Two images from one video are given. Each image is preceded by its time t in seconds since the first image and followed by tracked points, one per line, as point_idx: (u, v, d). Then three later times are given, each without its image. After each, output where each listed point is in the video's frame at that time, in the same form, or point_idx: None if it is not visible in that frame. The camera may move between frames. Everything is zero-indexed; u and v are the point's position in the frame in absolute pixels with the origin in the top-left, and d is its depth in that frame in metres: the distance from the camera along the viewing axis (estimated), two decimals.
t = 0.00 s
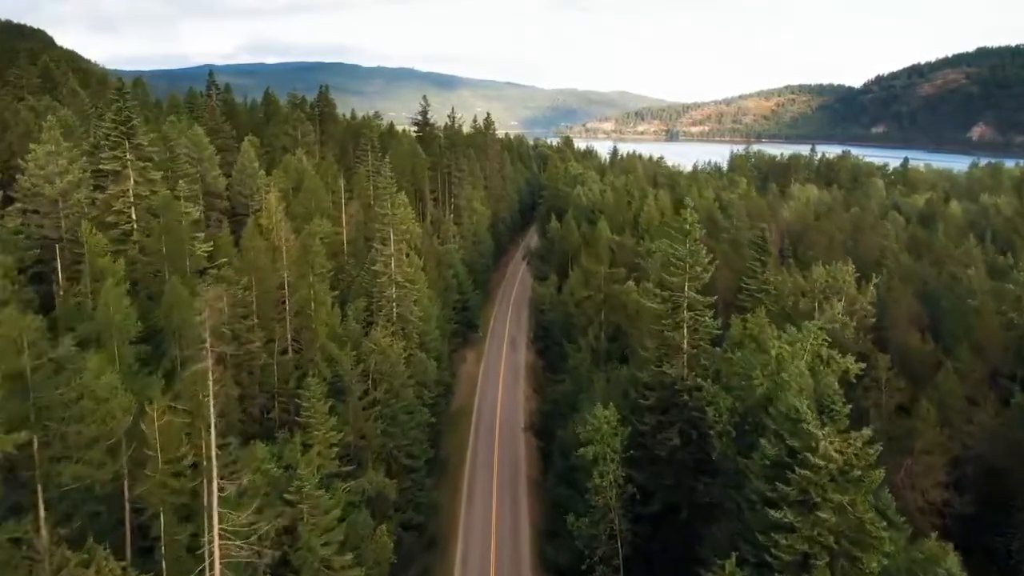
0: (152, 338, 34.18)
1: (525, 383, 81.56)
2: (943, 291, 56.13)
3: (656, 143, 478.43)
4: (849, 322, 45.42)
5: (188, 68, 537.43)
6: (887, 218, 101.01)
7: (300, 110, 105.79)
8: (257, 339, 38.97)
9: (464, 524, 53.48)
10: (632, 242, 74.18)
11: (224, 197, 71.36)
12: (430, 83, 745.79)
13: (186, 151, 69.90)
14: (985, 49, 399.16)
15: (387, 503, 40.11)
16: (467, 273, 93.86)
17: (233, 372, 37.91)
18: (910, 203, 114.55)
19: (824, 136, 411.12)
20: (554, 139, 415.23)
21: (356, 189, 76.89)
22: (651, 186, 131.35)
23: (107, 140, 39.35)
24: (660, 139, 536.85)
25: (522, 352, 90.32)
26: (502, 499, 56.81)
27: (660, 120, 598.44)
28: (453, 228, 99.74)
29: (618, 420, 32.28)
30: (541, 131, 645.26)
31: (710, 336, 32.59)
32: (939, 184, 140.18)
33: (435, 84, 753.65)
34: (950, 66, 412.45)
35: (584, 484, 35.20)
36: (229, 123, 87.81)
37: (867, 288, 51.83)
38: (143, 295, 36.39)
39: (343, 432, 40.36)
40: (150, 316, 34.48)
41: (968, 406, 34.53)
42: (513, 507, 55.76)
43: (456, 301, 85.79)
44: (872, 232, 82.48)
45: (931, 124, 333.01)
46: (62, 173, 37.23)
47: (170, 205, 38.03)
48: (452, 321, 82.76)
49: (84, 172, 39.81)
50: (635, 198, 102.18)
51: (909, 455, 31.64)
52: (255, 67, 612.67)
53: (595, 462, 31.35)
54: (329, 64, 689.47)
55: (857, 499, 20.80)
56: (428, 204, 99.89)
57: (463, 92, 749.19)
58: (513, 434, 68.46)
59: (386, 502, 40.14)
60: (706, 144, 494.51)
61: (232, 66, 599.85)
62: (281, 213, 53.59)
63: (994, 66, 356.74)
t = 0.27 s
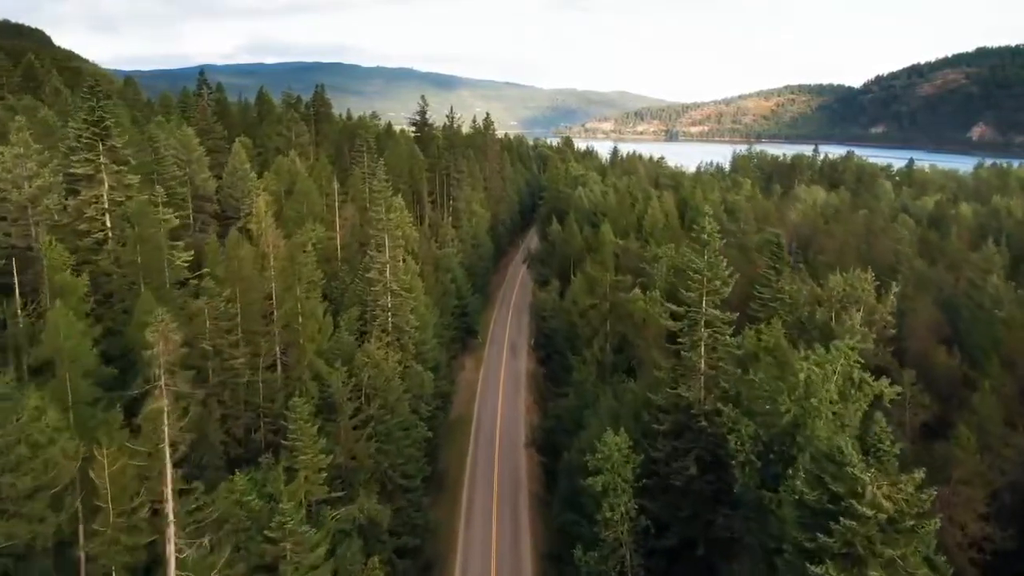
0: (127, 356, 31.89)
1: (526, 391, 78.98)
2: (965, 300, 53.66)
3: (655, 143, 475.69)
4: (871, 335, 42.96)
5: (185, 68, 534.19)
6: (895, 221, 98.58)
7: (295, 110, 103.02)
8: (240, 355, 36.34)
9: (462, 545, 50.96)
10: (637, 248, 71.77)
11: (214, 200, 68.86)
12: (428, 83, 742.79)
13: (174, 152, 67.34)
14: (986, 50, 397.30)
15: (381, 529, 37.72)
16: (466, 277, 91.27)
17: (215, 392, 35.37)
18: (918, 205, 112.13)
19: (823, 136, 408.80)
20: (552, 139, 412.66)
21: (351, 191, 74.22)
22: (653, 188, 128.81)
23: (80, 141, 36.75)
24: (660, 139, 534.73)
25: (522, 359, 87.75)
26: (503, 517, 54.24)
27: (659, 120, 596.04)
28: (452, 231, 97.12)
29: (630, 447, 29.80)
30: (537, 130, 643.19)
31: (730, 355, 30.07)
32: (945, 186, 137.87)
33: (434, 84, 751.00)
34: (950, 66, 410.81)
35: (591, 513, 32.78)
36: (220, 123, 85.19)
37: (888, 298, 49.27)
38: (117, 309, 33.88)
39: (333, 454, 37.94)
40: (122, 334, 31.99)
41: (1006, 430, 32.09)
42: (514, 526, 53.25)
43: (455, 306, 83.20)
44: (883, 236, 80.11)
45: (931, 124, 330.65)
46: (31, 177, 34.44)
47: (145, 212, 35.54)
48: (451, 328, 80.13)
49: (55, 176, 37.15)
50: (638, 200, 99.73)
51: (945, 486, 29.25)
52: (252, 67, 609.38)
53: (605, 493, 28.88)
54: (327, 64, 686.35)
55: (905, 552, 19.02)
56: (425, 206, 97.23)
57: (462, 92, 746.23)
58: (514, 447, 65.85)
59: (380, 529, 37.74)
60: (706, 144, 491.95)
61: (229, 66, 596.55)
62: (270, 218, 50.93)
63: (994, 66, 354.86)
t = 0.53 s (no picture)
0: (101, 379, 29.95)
1: (527, 399, 76.82)
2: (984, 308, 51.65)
3: (654, 143, 473.49)
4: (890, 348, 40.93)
5: (182, 68, 531.35)
6: (904, 223, 96.49)
7: (290, 110, 100.78)
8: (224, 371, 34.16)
9: (462, 565, 48.85)
10: (641, 252, 69.69)
11: (205, 203, 66.68)
12: (427, 83, 740.22)
13: (162, 154, 65.09)
14: (986, 50, 395.71)
15: (375, 555, 35.68)
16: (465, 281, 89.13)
17: (197, 410, 33.32)
18: (925, 207, 110.09)
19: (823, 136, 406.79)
20: (551, 139, 410.12)
21: (346, 193, 71.99)
22: (656, 189, 126.74)
23: (52, 143, 34.48)
24: (660, 139, 532.87)
25: (523, 365, 85.62)
26: (503, 534, 52.11)
27: (658, 120, 593.92)
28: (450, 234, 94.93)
29: (641, 473, 27.79)
30: (536, 130, 641.00)
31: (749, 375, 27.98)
32: (950, 187, 135.92)
33: (433, 84, 748.76)
34: (950, 66, 408.86)
35: (599, 542, 30.77)
36: (213, 124, 82.99)
37: (905, 307, 47.27)
38: (91, 324, 31.87)
39: (325, 475, 35.89)
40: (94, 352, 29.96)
41: None
42: (516, 545, 51.11)
43: (453, 312, 81.04)
44: (893, 240, 78.02)
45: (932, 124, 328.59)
46: None
47: (122, 221, 33.24)
48: (449, 334, 77.97)
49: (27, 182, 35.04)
50: (641, 202, 97.61)
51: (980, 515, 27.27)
52: (250, 66, 606.68)
53: (615, 524, 26.87)
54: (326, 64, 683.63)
55: None
56: (424, 208, 95.01)
57: (461, 91, 743.58)
58: (515, 458, 63.70)
59: (374, 554, 35.69)
60: (705, 144, 489.82)
61: (227, 66, 593.73)
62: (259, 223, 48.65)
63: (995, 65, 352.82)
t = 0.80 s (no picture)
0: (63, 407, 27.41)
1: (528, 409, 74.25)
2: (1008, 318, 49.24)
3: (653, 143, 471.38)
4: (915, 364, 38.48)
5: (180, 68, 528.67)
6: (913, 226, 94.05)
7: (284, 110, 98.27)
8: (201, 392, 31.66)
9: None
10: (646, 257, 67.21)
11: (193, 206, 64.01)
12: (426, 83, 737.78)
13: (148, 156, 62.40)
14: (986, 50, 393.36)
15: None
16: (464, 286, 86.60)
17: (173, 434, 30.91)
18: (933, 209, 107.71)
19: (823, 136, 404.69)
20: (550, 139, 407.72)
21: (340, 196, 69.46)
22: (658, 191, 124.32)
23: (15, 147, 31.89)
24: (659, 139, 530.81)
25: (523, 372, 83.08)
26: (503, 556, 49.67)
27: (658, 120, 591.65)
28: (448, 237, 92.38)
29: (656, 510, 25.31)
30: (535, 130, 638.68)
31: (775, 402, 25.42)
32: (955, 188, 133.79)
33: (431, 84, 746.04)
34: (951, 66, 406.64)
35: None
36: (204, 124, 80.45)
37: (928, 318, 44.81)
38: (55, 345, 29.28)
39: (313, 503, 33.35)
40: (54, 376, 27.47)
41: None
42: (516, 568, 48.65)
43: (452, 318, 78.49)
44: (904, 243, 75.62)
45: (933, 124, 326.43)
46: None
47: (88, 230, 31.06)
48: (447, 342, 75.41)
49: None
50: (645, 205, 95.14)
51: None
52: (248, 66, 604.20)
53: (629, 568, 24.39)
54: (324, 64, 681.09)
55: None
56: (421, 210, 92.48)
57: (460, 92, 741.03)
58: (515, 473, 61.20)
59: None
60: (705, 144, 487.47)
61: (225, 66, 591.16)
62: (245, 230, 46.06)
63: (996, 65, 350.58)
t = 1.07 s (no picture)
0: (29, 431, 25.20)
1: (528, 418, 71.92)
2: None
3: (652, 143, 469.28)
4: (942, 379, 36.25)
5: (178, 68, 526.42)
6: (922, 228, 91.85)
7: (279, 110, 96.05)
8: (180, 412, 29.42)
9: None
10: (651, 262, 65.00)
11: (182, 210, 61.78)
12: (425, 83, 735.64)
13: (136, 157, 60.16)
14: (986, 50, 391.29)
15: None
16: (462, 291, 84.36)
17: (149, 458, 28.66)
18: (942, 212, 105.25)
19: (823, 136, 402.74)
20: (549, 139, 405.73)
21: (335, 199, 67.20)
22: (661, 192, 122.13)
23: None
24: (658, 140, 528.86)
25: (524, 379, 80.79)
26: None
27: (657, 120, 589.68)
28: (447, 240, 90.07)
29: (673, 547, 23.12)
30: (534, 130, 636.56)
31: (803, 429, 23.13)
32: (962, 190, 131.26)
33: (430, 84, 743.90)
34: (951, 65, 404.53)
35: None
36: (195, 124, 78.23)
37: (951, 328, 42.58)
38: (19, 363, 27.00)
39: (301, 530, 31.12)
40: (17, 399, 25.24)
41: None
42: None
43: (450, 324, 76.22)
44: (916, 246, 73.29)
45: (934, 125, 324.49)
46: None
47: (57, 240, 29.44)
48: (446, 348, 73.14)
49: None
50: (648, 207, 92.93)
51: None
52: (246, 66, 602.08)
53: None
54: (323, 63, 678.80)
55: None
56: (419, 212, 90.18)
57: (459, 92, 738.91)
58: (516, 486, 58.93)
59: None
60: (705, 144, 485.37)
61: (223, 65, 588.95)
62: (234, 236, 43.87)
63: (997, 65, 348.39)
